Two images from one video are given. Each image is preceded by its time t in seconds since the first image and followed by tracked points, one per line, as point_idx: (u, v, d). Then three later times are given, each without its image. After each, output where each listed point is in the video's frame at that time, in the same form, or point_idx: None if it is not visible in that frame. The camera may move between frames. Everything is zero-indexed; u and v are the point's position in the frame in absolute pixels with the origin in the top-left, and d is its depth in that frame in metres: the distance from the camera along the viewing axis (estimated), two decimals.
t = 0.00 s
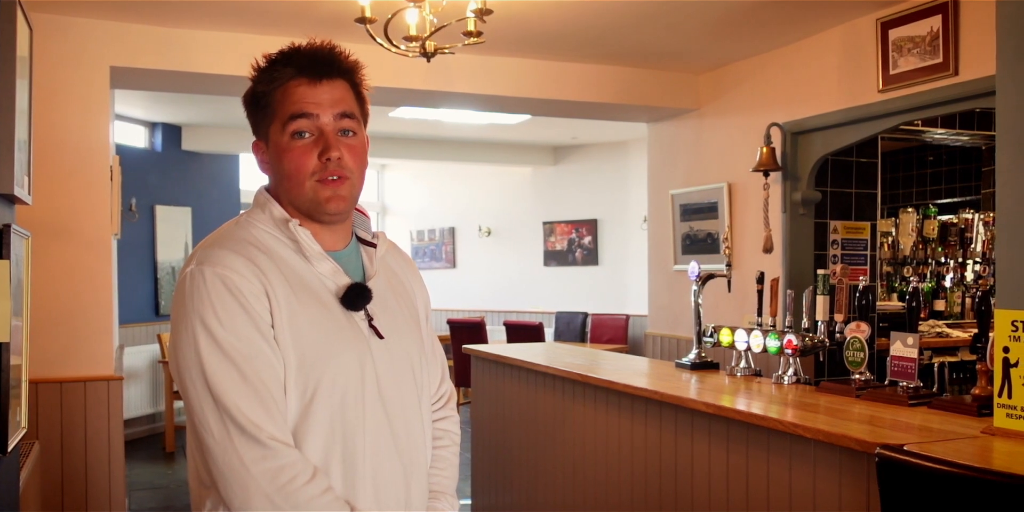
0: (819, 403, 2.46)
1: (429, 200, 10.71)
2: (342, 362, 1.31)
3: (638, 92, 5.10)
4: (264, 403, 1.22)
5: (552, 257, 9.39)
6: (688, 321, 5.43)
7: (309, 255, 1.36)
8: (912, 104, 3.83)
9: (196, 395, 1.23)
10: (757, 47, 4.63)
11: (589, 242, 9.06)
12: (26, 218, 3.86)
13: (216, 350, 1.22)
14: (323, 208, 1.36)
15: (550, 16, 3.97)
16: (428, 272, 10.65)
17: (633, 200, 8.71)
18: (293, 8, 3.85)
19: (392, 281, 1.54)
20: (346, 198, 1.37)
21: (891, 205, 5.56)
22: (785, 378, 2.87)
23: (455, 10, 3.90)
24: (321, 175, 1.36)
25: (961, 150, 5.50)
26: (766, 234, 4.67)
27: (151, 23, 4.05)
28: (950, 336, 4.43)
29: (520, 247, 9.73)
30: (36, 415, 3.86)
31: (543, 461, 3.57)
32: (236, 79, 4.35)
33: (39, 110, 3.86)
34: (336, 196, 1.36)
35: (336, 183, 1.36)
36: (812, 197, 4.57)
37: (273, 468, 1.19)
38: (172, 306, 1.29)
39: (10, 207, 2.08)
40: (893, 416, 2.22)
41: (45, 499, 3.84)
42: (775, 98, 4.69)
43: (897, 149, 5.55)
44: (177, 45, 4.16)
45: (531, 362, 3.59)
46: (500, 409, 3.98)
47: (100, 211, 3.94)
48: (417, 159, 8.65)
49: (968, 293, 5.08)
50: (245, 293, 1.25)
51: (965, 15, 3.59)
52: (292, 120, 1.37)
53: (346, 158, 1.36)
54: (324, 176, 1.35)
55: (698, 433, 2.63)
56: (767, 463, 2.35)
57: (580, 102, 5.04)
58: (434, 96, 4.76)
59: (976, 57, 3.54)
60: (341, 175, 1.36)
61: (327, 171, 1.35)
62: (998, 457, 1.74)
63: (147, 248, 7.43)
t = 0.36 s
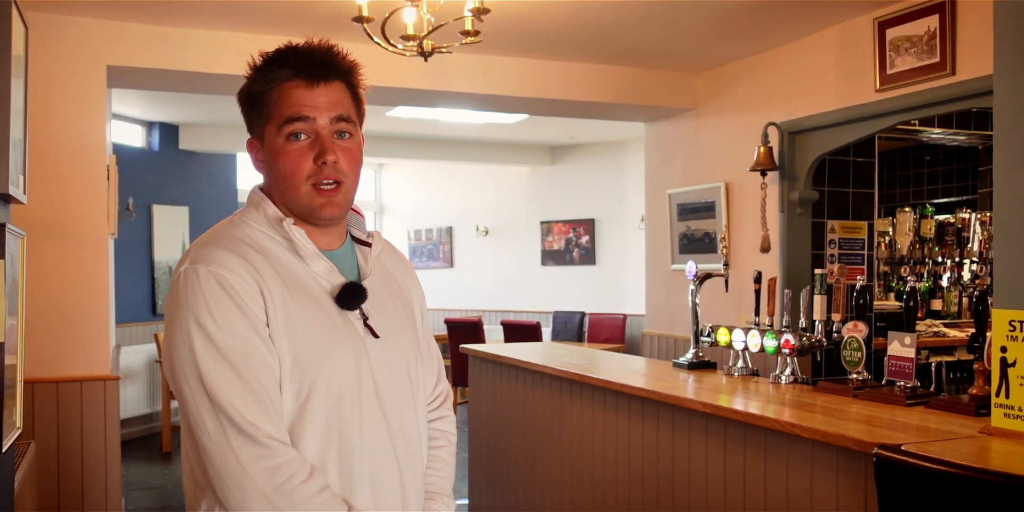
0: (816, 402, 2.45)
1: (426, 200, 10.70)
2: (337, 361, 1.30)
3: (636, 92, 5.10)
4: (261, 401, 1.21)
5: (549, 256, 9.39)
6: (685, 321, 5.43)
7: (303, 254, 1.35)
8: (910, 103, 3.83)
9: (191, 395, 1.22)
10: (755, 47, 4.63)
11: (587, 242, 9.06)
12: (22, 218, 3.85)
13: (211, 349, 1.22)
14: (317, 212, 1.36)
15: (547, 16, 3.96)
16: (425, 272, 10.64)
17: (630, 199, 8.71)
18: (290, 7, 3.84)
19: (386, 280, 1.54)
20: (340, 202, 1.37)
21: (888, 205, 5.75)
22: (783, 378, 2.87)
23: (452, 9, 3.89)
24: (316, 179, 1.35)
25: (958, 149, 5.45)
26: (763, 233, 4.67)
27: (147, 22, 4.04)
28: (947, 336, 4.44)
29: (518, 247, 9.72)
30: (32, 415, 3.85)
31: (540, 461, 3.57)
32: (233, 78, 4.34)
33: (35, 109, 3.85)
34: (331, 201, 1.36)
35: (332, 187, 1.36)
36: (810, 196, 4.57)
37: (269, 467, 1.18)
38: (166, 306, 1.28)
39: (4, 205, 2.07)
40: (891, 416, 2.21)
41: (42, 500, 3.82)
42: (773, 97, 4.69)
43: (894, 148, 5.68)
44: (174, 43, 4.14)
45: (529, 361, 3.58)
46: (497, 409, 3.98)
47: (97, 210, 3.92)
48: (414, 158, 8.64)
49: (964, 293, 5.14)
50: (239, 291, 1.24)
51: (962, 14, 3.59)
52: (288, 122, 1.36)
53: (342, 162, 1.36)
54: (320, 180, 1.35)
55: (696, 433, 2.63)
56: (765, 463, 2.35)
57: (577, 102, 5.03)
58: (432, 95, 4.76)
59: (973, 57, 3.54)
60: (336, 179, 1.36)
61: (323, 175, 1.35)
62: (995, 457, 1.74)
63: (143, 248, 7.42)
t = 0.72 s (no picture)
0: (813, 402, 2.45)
1: (424, 200, 10.69)
2: (330, 361, 1.30)
3: (633, 91, 5.10)
4: (253, 400, 1.21)
5: (547, 256, 9.39)
6: (683, 321, 5.43)
7: (295, 253, 1.35)
8: (907, 103, 3.83)
9: (183, 394, 1.22)
10: (752, 46, 4.63)
11: (584, 241, 9.06)
12: (18, 217, 3.84)
13: (202, 348, 1.21)
14: (310, 214, 1.36)
15: (544, 15, 3.96)
16: (423, 272, 10.63)
17: (628, 199, 8.72)
18: (287, 6, 3.83)
19: (379, 280, 1.53)
20: (333, 205, 1.37)
21: (885, 205, 5.73)
22: (780, 377, 2.87)
23: (449, 8, 3.89)
24: (309, 182, 1.35)
25: (954, 149, 5.46)
26: (761, 233, 4.67)
27: (143, 20, 4.03)
28: (944, 336, 4.41)
29: (515, 246, 9.71)
30: (28, 415, 3.84)
31: (537, 461, 3.57)
32: (230, 77, 4.33)
33: (31, 108, 3.84)
34: (324, 204, 1.36)
35: (325, 190, 1.35)
36: (807, 196, 4.57)
37: (262, 467, 1.18)
38: (157, 305, 1.27)
39: None
40: (887, 416, 2.21)
41: (38, 500, 3.81)
42: (770, 97, 4.69)
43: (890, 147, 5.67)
44: (170, 42, 4.13)
45: (526, 361, 3.58)
46: (494, 408, 3.98)
47: (93, 209, 3.92)
48: (411, 157, 8.63)
49: (961, 292, 5.10)
50: (231, 290, 1.24)
51: (959, 14, 3.59)
52: (282, 124, 1.35)
53: (336, 165, 1.35)
54: (313, 183, 1.35)
55: (693, 433, 2.63)
56: (762, 463, 2.35)
57: (575, 101, 5.03)
58: (429, 94, 4.75)
59: (971, 57, 3.55)
60: (330, 182, 1.36)
61: (316, 178, 1.35)
62: (993, 457, 1.74)
63: (140, 247, 7.40)
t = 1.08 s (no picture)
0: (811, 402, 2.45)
1: (420, 200, 10.68)
2: (323, 365, 1.29)
3: (629, 91, 5.10)
4: (244, 405, 1.20)
5: (543, 256, 9.39)
6: (679, 321, 5.43)
7: (292, 254, 1.34)
8: (903, 103, 3.84)
9: (174, 396, 1.21)
10: (748, 46, 4.63)
11: (581, 241, 9.06)
12: (12, 217, 3.82)
13: (196, 350, 1.20)
14: (309, 210, 1.35)
15: (541, 15, 3.96)
16: (419, 272, 10.62)
17: (624, 199, 8.72)
18: (283, 5, 3.82)
19: (374, 281, 1.53)
20: (332, 200, 1.36)
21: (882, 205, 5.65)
22: (777, 377, 2.87)
23: (446, 7, 3.88)
24: (308, 176, 1.34)
25: (951, 150, 5.47)
26: (757, 233, 4.68)
27: (139, 20, 4.01)
28: (940, 335, 4.44)
29: (512, 246, 9.70)
30: (23, 414, 3.83)
31: (534, 461, 3.57)
32: (225, 76, 4.32)
33: (25, 107, 3.82)
34: (323, 198, 1.35)
35: (323, 185, 1.34)
36: (803, 196, 4.58)
37: (250, 474, 1.17)
38: (152, 304, 1.27)
39: None
40: (884, 415, 2.21)
41: (34, 499, 3.80)
42: (766, 97, 4.69)
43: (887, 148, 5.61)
44: (166, 41, 4.12)
45: (522, 361, 3.58)
46: (491, 408, 3.97)
47: (89, 209, 3.90)
48: (408, 157, 8.62)
49: (957, 292, 5.17)
50: (227, 292, 1.23)
51: (955, 14, 3.60)
52: (279, 119, 1.35)
53: (334, 159, 1.35)
54: (311, 177, 1.34)
55: (689, 432, 2.63)
56: (759, 463, 2.35)
57: (572, 101, 5.03)
58: (426, 94, 4.75)
59: (967, 57, 3.55)
60: (328, 177, 1.35)
61: (314, 172, 1.34)
62: (989, 456, 1.74)
63: (136, 246, 7.39)
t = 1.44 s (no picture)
0: (806, 402, 2.44)
1: (417, 200, 10.67)
2: (320, 360, 1.29)
3: (626, 91, 5.10)
4: (242, 398, 1.20)
5: (540, 256, 9.39)
6: (676, 321, 5.44)
7: (287, 249, 1.34)
8: (899, 103, 3.84)
9: (170, 390, 1.20)
10: (745, 47, 4.64)
11: (578, 241, 9.05)
12: (8, 218, 3.81)
13: (192, 342, 1.20)
14: (303, 197, 1.34)
15: (537, 15, 3.96)
16: (417, 272, 10.61)
17: (621, 199, 8.72)
18: (279, 6, 3.82)
19: (368, 278, 1.53)
20: (324, 186, 1.35)
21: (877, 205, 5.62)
22: (773, 377, 2.87)
23: (442, 7, 3.88)
24: (299, 161, 1.33)
25: (947, 149, 5.52)
26: (754, 233, 4.68)
27: (134, 20, 4.01)
28: (935, 335, 4.45)
29: (509, 246, 9.70)
30: (19, 414, 3.82)
31: (531, 461, 3.57)
32: (222, 76, 4.31)
33: (21, 108, 3.81)
34: (315, 184, 1.34)
35: (315, 170, 1.33)
36: (800, 196, 4.58)
37: (249, 467, 1.17)
38: (146, 297, 1.26)
39: None
40: (880, 415, 2.21)
41: (29, 500, 3.79)
42: (763, 97, 4.69)
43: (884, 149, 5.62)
44: (162, 41, 4.11)
45: (519, 361, 3.58)
46: (488, 408, 3.97)
47: (85, 209, 3.90)
48: (405, 157, 8.62)
49: (953, 292, 5.19)
50: (223, 286, 1.23)
51: (951, 15, 3.60)
52: (269, 108, 1.35)
53: (325, 144, 1.34)
54: (303, 163, 1.33)
55: (685, 432, 2.63)
56: (754, 463, 2.35)
57: (569, 101, 5.03)
58: (423, 94, 4.75)
59: (962, 57, 3.56)
60: (320, 161, 1.34)
61: (306, 157, 1.33)
62: (984, 456, 1.74)
63: (133, 247, 7.38)
